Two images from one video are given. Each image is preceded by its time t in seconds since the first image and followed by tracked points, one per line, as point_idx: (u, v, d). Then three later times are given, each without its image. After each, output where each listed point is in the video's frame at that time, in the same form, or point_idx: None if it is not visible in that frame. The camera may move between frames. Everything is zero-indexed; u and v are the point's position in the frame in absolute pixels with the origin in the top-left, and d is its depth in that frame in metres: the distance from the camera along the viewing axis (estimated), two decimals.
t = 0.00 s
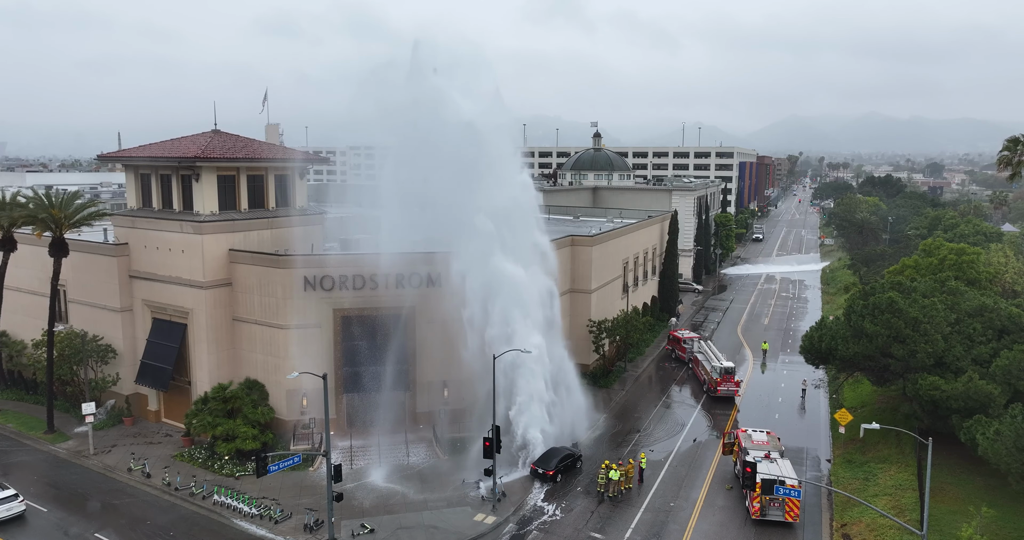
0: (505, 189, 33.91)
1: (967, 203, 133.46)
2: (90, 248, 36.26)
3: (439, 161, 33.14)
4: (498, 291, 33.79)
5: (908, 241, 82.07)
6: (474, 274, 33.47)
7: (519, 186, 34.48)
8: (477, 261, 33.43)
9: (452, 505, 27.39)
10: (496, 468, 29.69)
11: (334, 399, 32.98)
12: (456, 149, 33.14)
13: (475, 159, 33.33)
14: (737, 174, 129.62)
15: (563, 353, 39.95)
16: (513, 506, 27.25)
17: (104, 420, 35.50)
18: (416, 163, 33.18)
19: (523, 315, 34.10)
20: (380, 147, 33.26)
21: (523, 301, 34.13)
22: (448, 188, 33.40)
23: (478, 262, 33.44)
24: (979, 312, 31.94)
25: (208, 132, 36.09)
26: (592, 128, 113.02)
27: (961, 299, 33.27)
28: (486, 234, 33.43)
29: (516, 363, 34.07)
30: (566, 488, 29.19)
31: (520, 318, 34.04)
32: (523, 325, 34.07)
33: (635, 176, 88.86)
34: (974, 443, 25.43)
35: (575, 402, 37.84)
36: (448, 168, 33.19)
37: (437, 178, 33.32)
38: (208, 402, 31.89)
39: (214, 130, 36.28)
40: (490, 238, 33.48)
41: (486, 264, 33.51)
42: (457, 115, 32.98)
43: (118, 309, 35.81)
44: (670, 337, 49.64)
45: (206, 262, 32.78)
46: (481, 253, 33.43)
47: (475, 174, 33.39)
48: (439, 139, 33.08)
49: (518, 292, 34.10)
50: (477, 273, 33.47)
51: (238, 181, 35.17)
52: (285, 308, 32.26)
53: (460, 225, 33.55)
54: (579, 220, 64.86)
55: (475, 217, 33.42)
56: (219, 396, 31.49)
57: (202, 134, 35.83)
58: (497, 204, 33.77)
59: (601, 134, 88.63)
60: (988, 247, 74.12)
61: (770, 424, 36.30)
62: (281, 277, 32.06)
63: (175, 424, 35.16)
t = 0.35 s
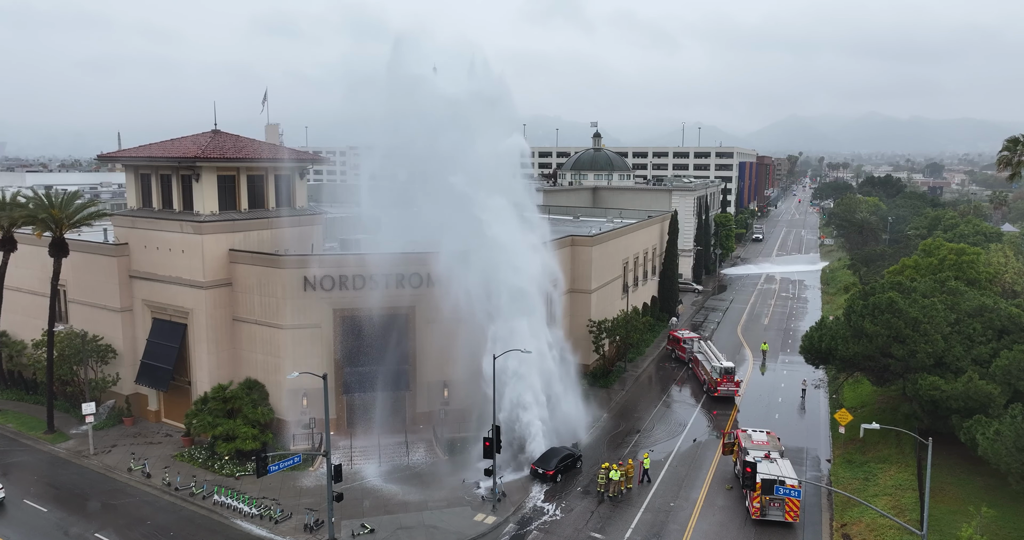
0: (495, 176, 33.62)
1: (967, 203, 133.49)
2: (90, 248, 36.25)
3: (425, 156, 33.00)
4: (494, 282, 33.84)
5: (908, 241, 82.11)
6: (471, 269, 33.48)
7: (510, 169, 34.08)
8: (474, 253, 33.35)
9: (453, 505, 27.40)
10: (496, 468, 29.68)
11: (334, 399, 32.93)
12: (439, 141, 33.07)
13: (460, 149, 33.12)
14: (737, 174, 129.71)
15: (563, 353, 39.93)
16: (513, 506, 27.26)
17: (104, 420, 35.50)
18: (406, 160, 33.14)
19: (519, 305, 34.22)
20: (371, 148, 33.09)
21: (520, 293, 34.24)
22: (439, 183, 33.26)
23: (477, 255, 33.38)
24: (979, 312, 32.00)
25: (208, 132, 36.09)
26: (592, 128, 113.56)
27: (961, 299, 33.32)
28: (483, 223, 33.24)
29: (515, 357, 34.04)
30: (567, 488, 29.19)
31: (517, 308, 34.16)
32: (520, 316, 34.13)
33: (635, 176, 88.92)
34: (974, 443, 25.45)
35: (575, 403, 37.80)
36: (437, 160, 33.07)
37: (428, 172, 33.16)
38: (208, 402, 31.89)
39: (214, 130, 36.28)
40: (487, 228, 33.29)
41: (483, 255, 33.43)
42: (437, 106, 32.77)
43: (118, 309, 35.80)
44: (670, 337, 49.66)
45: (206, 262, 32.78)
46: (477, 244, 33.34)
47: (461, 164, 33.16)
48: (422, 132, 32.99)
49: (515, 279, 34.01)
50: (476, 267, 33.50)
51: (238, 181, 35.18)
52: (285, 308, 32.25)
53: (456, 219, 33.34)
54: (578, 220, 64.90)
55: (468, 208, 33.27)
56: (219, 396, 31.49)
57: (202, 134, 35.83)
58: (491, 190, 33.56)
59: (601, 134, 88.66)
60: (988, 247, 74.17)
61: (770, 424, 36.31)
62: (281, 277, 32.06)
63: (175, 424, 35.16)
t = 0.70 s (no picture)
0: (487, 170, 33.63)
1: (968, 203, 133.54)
2: (90, 248, 36.26)
3: (417, 155, 32.91)
4: (493, 278, 33.91)
5: (908, 241, 82.15)
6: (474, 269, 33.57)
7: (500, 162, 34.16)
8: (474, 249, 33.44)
9: (453, 505, 27.40)
10: (497, 468, 29.70)
11: (334, 399, 32.90)
12: (430, 139, 33.01)
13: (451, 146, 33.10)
14: (737, 174, 129.78)
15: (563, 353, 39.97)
16: (513, 506, 27.26)
17: (104, 420, 35.51)
18: (400, 161, 33.00)
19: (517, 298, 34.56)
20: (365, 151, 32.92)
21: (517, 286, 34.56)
22: (433, 182, 33.25)
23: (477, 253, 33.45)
24: (979, 312, 32.04)
25: (208, 132, 36.09)
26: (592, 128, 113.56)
27: (961, 299, 33.38)
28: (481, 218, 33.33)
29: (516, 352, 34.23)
30: (567, 488, 29.21)
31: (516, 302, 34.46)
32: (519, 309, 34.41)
33: (634, 176, 88.96)
34: (974, 443, 25.45)
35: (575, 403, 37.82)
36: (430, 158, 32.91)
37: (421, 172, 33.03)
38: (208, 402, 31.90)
39: (214, 130, 36.29)
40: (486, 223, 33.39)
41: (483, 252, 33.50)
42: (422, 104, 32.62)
43: (118, 309, 35.80)
44: (670, 337, 49.69)
45: (206, 262, 32.78)
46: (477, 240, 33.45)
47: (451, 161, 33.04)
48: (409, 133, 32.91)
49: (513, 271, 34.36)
50: (478, 265, 33.56)
51: (238, 181, 35.21)
52: (285, 308, 32.26)
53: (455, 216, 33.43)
54: (578, 220, 64.98)
55: (465, 204, 33.32)
56: (219, 396, 31.48)
57: (202, 134, 35.83)
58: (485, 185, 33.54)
59: (601, 134, 88.67)
60: (988, 247, 74.23)
61: (770, 424, 36.33)
62: (281, 277, 32.07)
63: (175, 424, 35.17)
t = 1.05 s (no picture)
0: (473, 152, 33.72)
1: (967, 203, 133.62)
2: (90, 248, 36.27)
3: (407, 154, 33.18)
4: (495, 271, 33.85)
5: (908, 241, 82.20)
6: (474, 257, 33.32)
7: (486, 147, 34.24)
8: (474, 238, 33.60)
9: (453, 505, 27.41)
10: (497, 468, 29.71)
11: (334, 400, 32.87)
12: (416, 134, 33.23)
13: (436, 135, 33.30)
14: (737, 174, 129.86)
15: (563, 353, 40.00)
16: (513, 506, 27.27)
17: (104, 420, 35.53)
18: (391, 156, 33.28)
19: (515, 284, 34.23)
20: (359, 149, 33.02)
21: (517, 267, 34.11)
22: (425, 175, 33.27)
23: (476, 239, 33.47)
24: (979, 312, 32.06)
25: (209, 132, 36.12)
26: (592, 129, 113.57)
27: (961, 299, 33.41)
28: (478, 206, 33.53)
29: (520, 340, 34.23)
30: (567, 488, 29.22)
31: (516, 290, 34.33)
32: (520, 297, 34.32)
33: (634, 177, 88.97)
34: (974, 443, 25.46)
35: (576, 404, 37.77)
36: (418, 148, 33.10)
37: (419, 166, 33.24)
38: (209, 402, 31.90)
39: (215, 130, 36.31)
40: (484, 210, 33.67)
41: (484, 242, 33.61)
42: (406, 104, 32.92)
43: (118, 309, 35.82)
44: (670, 337, 49.72)
45: (206, 262, 32.78)
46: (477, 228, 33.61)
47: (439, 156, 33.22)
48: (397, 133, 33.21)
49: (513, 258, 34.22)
50: (479, 259, 33.51)
51: (238, 181, 35.24)
52: (285, 308, 32.27)
53: (451, 206, 33.70)
54: (578, 220, 65.04)
55: (458, 190, 33.34)
56: (219, 396, 31.47)
57: (203, 134, 35.86)
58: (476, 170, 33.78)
59: (601, 134, 88.68)
60: (988, 247, 74.28)
61: (770, 424, 36.35)
62: (281, 277, 32.08)
63: (175, 424, 35.18)
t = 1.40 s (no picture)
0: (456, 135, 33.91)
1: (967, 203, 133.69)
2: (90, 248, 36.28)
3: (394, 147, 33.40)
4: (489, 257, 33.92)
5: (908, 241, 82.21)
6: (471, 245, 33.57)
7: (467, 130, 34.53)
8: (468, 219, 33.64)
9: (453, 505, 27.41)
10: (497, 468, 29.72)
11: (335, 400, 32.86)
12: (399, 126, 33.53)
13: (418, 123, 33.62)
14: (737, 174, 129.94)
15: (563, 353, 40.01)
16: (513, 506, 27.28)
17: (104, 420, 35.53)
18: (380, 152, 33.45)
19: (510, 264, 34.30)
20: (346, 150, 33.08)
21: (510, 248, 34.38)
22: (414, 166, 33.51)
23: (472, 227, 33.60)
24: (979, 312, 32.08)
25: (209, 132, 36.13)
26: (592, 129, 113.53)
27: (961, 299, 33.43)
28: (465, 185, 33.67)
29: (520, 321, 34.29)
30: (567, 488, 29.24)
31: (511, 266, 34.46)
32: (516, 276, 34.34)
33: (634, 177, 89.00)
34: (974, 443, 25.47)
35: (575, 405, 37.75)
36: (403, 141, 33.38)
37: (399, 157, 33.44)
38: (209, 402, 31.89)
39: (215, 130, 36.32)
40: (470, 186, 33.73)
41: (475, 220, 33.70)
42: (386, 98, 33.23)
43: (118, 309, 35.82)
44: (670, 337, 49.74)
45: (207, 262, 32.77)
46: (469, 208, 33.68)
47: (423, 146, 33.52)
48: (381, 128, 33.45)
49: (505, 230, 34.36)
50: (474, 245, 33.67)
51: (239, 181, 35.26)
52: (286, 308, 32.28)
53: (442, 196, 33.82)
54: (578, 220, 65.07)
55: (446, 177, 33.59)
56: (219, 396, 31.44)
57: (203, 134, 35.87)
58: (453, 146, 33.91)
59: (601, 134, 88.68)
60: (988, 247, 74.29)
61: (770, 424, 36.34)
62: (282, 277, 32.09)
63: (175, 424, 35.19)
